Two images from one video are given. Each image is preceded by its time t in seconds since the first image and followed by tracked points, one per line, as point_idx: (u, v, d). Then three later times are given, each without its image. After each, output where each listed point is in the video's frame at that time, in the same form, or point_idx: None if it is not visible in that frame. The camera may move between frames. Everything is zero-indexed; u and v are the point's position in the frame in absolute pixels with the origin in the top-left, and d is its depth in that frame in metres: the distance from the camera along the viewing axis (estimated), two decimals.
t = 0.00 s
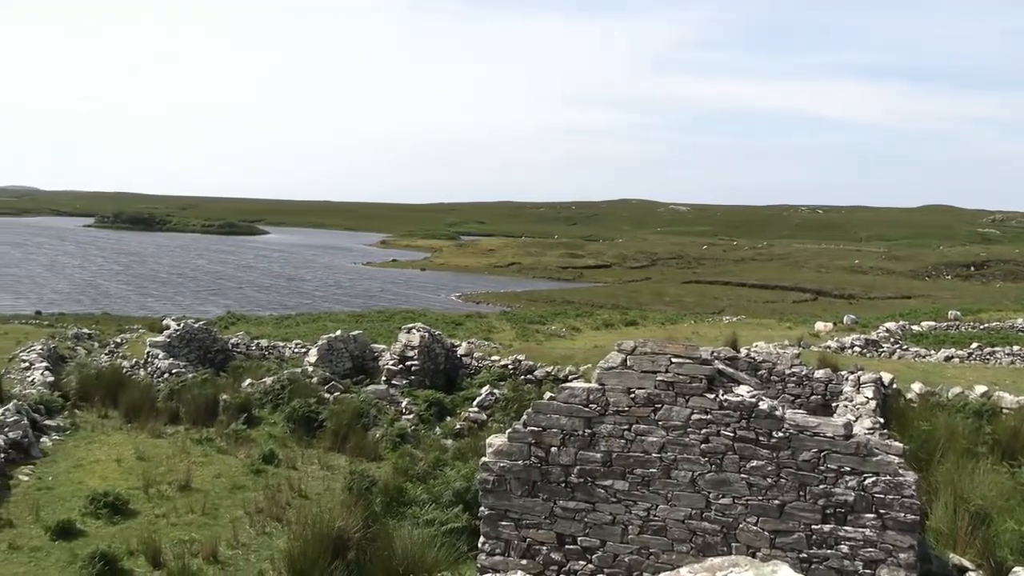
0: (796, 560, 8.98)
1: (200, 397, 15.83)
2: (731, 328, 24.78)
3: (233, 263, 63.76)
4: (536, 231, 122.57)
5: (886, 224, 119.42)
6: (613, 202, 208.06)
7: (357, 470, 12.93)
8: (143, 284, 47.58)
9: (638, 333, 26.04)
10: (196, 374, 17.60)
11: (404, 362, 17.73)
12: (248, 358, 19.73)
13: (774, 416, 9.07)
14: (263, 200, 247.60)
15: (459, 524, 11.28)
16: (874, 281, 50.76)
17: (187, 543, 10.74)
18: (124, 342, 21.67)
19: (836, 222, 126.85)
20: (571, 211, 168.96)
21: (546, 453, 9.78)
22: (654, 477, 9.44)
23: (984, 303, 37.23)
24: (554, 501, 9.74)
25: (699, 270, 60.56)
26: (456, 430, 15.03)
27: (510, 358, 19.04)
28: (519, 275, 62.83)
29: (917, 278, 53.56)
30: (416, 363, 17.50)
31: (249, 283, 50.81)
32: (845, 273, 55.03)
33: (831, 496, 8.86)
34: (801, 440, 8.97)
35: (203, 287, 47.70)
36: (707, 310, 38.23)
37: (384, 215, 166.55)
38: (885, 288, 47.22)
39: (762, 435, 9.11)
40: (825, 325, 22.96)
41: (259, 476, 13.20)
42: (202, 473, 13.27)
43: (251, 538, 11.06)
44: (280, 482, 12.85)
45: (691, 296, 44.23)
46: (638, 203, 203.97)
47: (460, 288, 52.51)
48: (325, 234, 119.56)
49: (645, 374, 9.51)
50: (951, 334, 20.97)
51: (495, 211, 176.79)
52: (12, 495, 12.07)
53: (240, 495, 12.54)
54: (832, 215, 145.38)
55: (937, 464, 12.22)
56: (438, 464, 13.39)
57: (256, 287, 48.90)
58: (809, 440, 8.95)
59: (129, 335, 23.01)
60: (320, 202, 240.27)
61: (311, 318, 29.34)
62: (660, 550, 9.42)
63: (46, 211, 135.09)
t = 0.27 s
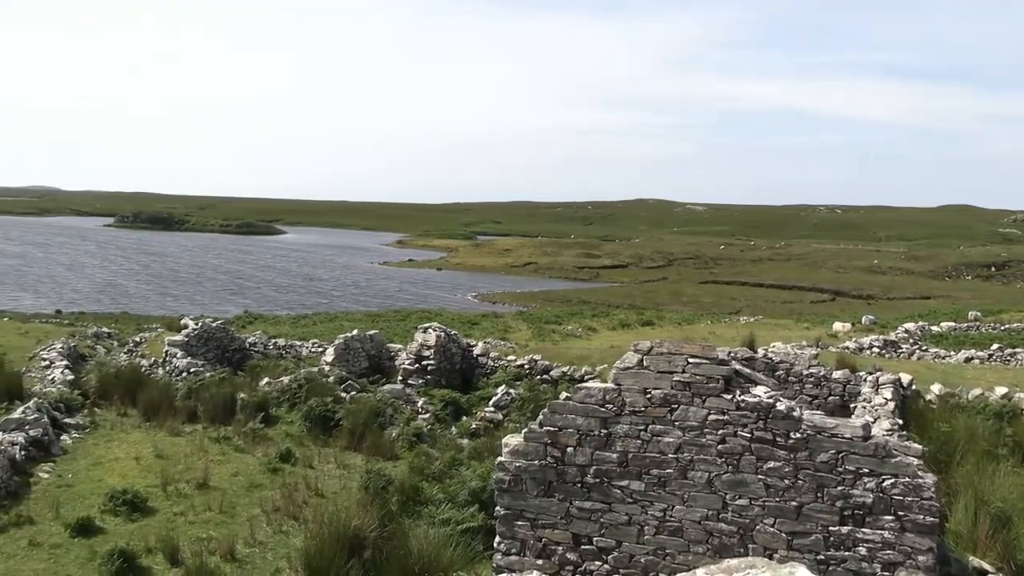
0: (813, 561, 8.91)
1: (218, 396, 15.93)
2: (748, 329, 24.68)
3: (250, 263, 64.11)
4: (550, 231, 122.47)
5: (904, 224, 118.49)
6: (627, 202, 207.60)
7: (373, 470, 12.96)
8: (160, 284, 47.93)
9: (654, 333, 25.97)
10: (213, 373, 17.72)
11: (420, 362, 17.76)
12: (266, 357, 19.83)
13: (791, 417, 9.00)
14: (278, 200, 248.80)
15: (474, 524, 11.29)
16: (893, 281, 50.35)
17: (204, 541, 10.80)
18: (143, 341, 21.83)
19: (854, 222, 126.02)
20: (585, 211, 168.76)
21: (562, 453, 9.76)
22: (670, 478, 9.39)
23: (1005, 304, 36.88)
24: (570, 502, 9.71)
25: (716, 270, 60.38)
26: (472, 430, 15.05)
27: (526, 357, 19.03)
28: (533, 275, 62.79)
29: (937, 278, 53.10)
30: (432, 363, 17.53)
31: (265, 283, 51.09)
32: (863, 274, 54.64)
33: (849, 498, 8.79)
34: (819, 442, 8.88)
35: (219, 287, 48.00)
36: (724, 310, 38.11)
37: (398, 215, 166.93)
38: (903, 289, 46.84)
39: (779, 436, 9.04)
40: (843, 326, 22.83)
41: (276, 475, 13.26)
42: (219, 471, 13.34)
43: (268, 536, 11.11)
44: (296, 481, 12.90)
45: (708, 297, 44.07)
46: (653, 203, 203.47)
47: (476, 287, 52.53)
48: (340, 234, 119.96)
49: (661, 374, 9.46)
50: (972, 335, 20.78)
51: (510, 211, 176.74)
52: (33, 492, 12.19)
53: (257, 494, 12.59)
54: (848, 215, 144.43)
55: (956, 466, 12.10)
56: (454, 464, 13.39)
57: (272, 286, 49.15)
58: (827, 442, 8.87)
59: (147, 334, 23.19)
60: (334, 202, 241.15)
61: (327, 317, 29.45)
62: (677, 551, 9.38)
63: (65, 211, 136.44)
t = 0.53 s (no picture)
0: (821, 563, 8.88)
1: (225, 395, 15.97)
2: (754, 329, 24.64)
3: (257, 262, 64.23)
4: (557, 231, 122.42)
5: (912, 224, 118.13)
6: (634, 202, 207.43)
7: (380, 469, 12.98)
8: (168, 284, 48.10)
9: (661, 333, 25.93)
10: (221, 372, 17.77)
11: (427, 362, 17.77)
12: (273, 357, 19.87)
13: (799, 418, 8.96)
14: (285, 200, 249.26)
15: (481, 524, 11.29)
16: (902, 281, 50.19)
17: (212, 540, 10.83)
18: (151, 341, 21.91)
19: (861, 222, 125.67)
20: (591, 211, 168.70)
21: (569, 453, 9.74)
22: (677, 478, 9.37)
23: (1015, 305, 36.73)
24: (577, 502, 9.71)
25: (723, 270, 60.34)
26: (479, 430, 15.06)
27: (533, 357, 19.04)
28: (540, 275, 62.78)
29: (945, 278, 52.93)
30: (439, 363, 17.55)
31: (273, 283, 51.19)
32: (871, 274, 54.50)
33: (857, 499, 8.76)
34: (827, 442, 8.85)
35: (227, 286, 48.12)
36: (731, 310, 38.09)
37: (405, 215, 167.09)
38: (912, 289, 46.69)
39: (787, 437, 9.01)
40: (851, 326, 22.77)
41: (283, 474, 13.29)
42: (227, 470, 13.38)
43: (275, 535, 11.13)
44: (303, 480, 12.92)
45: (715, 297, 44.02)
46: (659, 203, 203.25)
47: (484, 287, 52.52)
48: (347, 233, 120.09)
49: (668, 375, 9.44)
50: (980, 335, 20.71)
51: (516, 211, 176.72)
52: (41, 491, 12.25)
53: (264, 493, 12.62)
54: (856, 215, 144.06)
55: (965, 467, 12.05)
56: (461, 464, 13.39)
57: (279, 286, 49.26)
58: (834, 442, 8.84)
59: (155, 333, 23.24)
60: (341, 202, 241.48)
61: (335, 317, 29.50)
62: (683, 552, 9.36)
63: (73, 211, 137.00)
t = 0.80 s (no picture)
0: (831, 564, 8.84)
1: (235, 394, 16.03)
2: (764, 329, 24.58)
3: (267, 262, 64.42)
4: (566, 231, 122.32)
5: (924, 224, 117.53)
6: (643, 202, 207.12)
7: (389, 468, 13.00)
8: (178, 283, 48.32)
9: (671, 334, 25.89)
10: (231, 371, 17.84)
11: (436, 361, 17.80)
12: (283, 356, 19.94)
13: (809, 419, 8.93)
14: (294, 200, 249.86)
15: (489, 523, 11.30)
16: (913, 282, 49.94)
17: (222, 539, 10.87)
18: (162, 340, 22.03)
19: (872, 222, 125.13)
20: (601, 211, 168.49)
21: (578, 453, 9.73)
22: (686, 479, 9.35)
23: None
24: (586, 502, 9.69)
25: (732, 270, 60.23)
26: (488, 429, 15.08)
27: (542, 357, 19.03)
28: (548, 275, 62.76)
29: (956, 279, 52.65)
30: (448, 363, 17.58)
31: (282, 283, 51.34)
32: (882, 274, 54.26)
33: (868, 500, 8.71)
34: (837, 443, 8.81)
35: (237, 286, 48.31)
36: (741, 311, 38.03)
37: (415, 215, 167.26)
38: (923, 290, 46.45)
39: (797, 438, 8.97)
40: (862, 327, 22.65)
41: (293, 473, 13.33)
42: (237, 469, 13.43)
43: (285, 534, 11.17)
44: (312, 479, 12.96)
45: (725, 297, 43.92)
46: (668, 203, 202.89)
47: (494, 287, 52.55)
48: (357, 233, 120.27)
49: (677, 375, 9.42)
50: (992, 336, 20.59)
51: (526, 211, 176.68)
52: (53, 489, 12.33)
53: (274, 491, 12.67)
54: (867, 215, 143.41)
55: (977, 468, 11.97)
56: (470, 464, 13.40)
57: (289, 286, 49.41)
58: (845, 443, 8.80)
59: (166, 333, 23.35)
60: (350, 201, 241.93)
61: (344, 316, 29.57)
62: (693, 552, 9.33)
63: (86, 211, 137.83)
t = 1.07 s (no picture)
0: (843, 566, 8.79)
1: (247, 394, 16.11)
2: (776, 330, 24.48)
3: (278, 262, 64.63)
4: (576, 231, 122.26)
5: (936, 224, 116.86)
6: (653, 202, 206.80)
7: (400, 468, 13.02)
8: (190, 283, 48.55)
9: (682, 334, 25.83)
10: (243, 371, 17.91)
11: (447, 361, 17.83)
12: (294, 356, 20.01)
13: (821, 419, 8.89)
14: (304, 200, 250.67)
15: (500, 523, 11.29)
16: (926, 282, 49.65)
17: (234, 538, 10.91)
18: (174, 339, 22.14)
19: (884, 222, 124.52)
20: (611, 211, 168.37)
21: (588, 454, 9.72)
22: (698, 479, 9.32)
23: None
24: (597, 502, 9.68)
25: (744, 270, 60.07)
26: (499, 429, 15.09)
27: (553, 357, 19.03)
28: (559, 275, 62.73)
29: (970, 279, 52.32)
30: (459, 363, 17.59)
31: (294, 283, 51.51)
32: (895, 274, 53.98)
33: (880, 502, 8.66)
34: (849, 444, 8.76)
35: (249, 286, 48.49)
36: (753, 311, 37.93)
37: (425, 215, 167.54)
38: (936, 290, 46.18)
39: (809, 438, 8.93)
40: (874, 329, 22.44)
41: (304, 473, 13.37)
42: (248, 468, 13.48)
43: (296, 533, 11.20)
44: (324, 478, 13.00)
45: (736, 297, 43.82)
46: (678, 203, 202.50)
47: (505, 288, 52.56)
48: (367, 233, 120.54)
49: (689, 376, 9.40)
50: (1006, 337, 20.44)
51: (536, 211, 176.71)
52: (66, 487, 12.41)
53: (285, 490, 12.72)
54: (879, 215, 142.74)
55: (991, 470, 11.88)
56: (480, 464, 13.40)
57: (300, 286, 49.56)
58: (857, 444, 8.75)
59: (179, 332, 23.47)
60: (360, 201, 242.47)
61: (356, 316, 29.64)
62: (704, 553, 9.31)
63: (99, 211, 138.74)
